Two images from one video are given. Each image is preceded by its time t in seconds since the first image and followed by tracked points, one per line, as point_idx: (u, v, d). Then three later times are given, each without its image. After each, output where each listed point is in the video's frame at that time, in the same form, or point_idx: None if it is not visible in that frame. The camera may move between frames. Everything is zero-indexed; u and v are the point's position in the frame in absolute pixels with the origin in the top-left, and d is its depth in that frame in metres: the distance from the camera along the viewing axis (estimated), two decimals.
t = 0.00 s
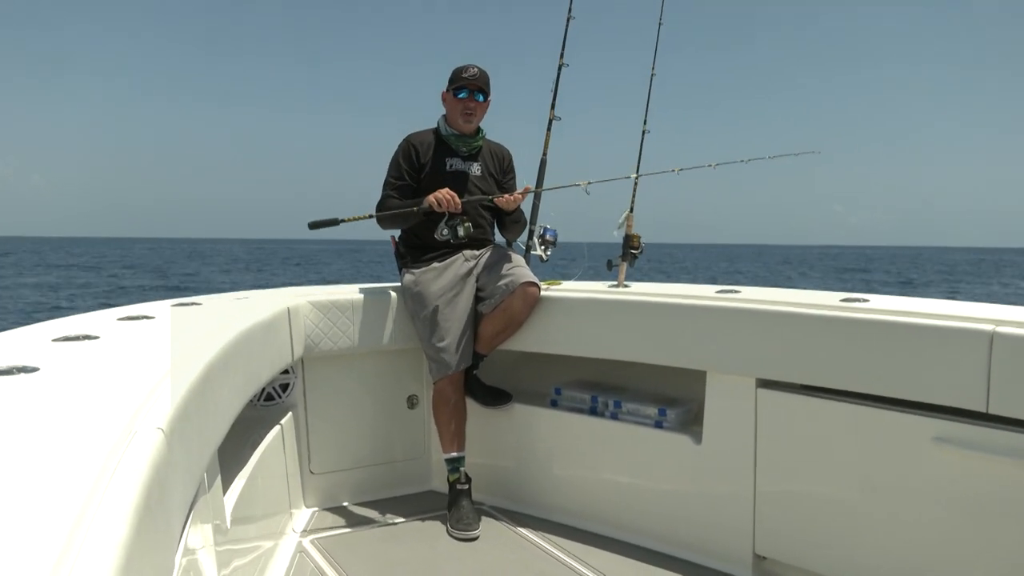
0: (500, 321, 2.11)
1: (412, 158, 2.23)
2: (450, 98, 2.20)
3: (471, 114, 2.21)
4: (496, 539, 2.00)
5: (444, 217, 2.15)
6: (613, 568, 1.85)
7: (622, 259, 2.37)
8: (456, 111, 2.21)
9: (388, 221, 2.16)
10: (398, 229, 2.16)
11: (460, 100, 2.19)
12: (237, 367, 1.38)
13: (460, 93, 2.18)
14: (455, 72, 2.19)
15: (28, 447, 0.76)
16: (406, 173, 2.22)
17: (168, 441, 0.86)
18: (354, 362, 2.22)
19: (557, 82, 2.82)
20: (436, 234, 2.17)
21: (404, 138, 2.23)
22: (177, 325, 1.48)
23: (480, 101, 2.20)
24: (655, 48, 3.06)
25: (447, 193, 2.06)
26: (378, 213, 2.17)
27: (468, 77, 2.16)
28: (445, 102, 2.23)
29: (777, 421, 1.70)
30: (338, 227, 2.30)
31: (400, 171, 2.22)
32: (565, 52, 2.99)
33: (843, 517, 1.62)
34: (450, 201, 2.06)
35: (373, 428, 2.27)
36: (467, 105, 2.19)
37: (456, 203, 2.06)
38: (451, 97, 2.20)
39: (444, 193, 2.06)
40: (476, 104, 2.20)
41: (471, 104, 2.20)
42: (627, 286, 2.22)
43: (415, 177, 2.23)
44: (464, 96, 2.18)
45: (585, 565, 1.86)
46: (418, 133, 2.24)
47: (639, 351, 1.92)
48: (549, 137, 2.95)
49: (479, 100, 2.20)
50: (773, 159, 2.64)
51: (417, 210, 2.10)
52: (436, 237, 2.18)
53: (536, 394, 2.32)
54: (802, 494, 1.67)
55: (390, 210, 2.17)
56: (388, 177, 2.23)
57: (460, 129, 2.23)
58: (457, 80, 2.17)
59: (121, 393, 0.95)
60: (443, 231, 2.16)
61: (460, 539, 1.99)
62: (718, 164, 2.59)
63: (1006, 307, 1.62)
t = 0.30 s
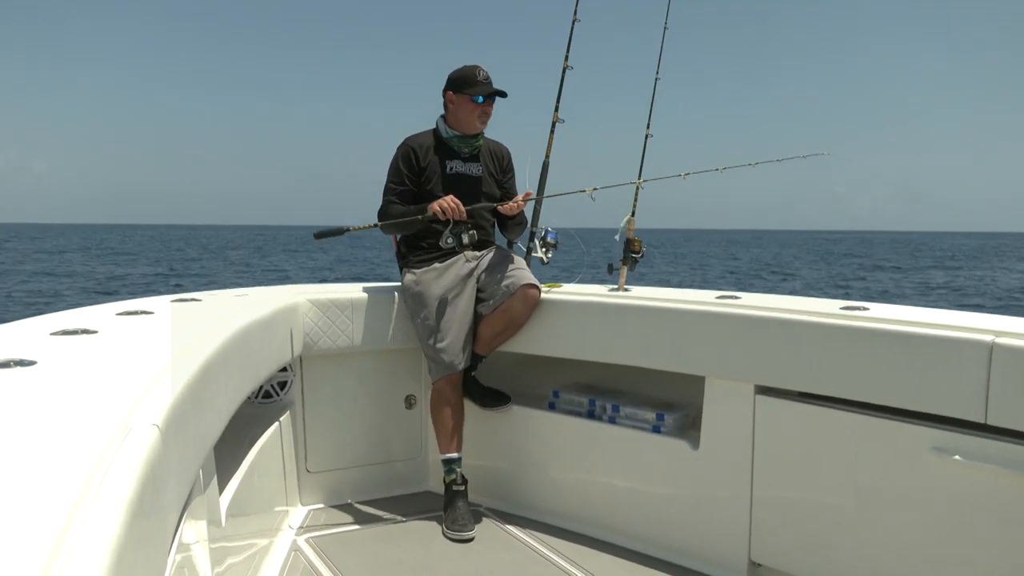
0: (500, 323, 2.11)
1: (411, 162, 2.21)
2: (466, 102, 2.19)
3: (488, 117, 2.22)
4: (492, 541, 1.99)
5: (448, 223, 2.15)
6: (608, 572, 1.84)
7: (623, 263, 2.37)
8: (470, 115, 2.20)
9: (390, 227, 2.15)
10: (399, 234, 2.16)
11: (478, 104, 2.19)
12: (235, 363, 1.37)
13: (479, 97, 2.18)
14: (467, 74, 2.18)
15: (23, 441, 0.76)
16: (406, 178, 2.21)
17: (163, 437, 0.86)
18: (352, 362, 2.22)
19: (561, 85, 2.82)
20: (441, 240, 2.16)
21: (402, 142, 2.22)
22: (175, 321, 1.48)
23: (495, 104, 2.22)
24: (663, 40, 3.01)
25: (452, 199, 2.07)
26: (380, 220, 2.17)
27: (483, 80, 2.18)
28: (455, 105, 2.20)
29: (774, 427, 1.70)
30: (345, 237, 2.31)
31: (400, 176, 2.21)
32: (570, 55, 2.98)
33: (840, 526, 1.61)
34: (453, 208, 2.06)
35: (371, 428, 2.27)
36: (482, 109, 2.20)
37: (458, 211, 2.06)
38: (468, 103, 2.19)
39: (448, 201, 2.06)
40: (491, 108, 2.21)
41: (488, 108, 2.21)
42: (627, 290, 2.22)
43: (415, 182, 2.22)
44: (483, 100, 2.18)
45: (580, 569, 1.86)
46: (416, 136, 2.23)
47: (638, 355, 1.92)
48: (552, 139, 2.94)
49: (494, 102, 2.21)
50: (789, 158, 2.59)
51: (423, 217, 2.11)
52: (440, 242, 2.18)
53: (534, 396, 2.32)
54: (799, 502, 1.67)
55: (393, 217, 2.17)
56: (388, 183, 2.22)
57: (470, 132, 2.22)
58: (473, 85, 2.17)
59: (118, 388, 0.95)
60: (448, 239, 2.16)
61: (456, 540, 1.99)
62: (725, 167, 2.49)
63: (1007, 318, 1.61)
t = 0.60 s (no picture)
0: (499, 321, 2.11)
1: (407, 164, 2.20)
2: (467, 101, 2.18)
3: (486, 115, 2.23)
4: (490, 539, 1.99)
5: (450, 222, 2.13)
6: (605, 570, 1.85)
7: (622, 261, 2.37)
8: (471, 114, 2.20)
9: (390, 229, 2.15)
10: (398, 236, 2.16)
11: (478, 103, 2.19)
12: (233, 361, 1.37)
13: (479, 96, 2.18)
14: (465, 72, 2.17)
15: (18, 438, 0.76)
16: (403, 180, 2.20)
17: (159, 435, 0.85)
18: (351, 359, 2.22)
19: (561, 83, 2.81)
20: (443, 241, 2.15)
21: (397, 143, 2.21)
22: (173, 319, 1.48)
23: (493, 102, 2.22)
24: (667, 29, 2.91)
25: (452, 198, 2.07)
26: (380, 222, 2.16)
27: (482, 79, 2.18)
28: (455, 104, 2.19)
29: (771, 427, 1.70)
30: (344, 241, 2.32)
31: (397, 178, 2.20)
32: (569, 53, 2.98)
33: (837, 525, 1.61)
34: (454, 207, 2.06)
35: (369, 426, 2.27)
36: (482, 107, 2.21)
37: (459, 209, 2.06)
38: (468, 101, 2.18)
39: (448, 200, 2.06)
40: (490, 106, 2.22)
41: (486, 106, 2.21)
42: (626, 289, 2.22)
43: (412, 182, 2.21)
44: (482, 98, 2.18)
45: (578, 567, 1.86)
46: (410, 136, 2.22)
47: (637, 354, 1.92)
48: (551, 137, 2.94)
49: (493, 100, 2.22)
50: (792, 144, 2.51)
51: (423, 219, 2.11)
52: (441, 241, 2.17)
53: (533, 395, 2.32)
54: (796, 501, 1.67)
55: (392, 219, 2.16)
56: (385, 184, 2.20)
57: (470, 130, 2.22)
58: (472, 83, 2.17)
59: (115, 385, 0.95)
60: (450, 238, 2.15)
61: (454, 538, 1.99)
62: (721, 154, 2.48)
63: (1005, 317, 1.61)
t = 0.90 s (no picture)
0: (499, 315, 2.11)
1: (403, 159, 2.20)
2: (463, 96, 2.18)
3: (482, 110, 2.22)
4: (493, 532, 2.00)
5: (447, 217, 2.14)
6: (609, 561, 1.85)
7: (621, 252, 2.36)
8: (467, 108, 2.20)
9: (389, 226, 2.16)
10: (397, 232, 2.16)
11: (474, 97, 2.18)
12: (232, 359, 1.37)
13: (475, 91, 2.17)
14: (461, 66, 2.16)
15: (18, 439, 0.76)
16: (399, 176, 2.20)
17: (160, 435, 0.85)
18: (351, 356, 2.22)
19: (556, 76, 2.81)
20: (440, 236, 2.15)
21: (392, 139, 2.20)
22: (173, 317, 1.48)
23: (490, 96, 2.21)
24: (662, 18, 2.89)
25: (449, 194, 2.07)
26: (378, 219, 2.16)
27: (478, 73, 2.17)
28: (451, 98, 2.18)
29: (772, 415, 1.70)
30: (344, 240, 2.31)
31: (394, 174, 2.20)
32: (564, 45, 2.97)
33: (839, 511, 1.62)
34: (451, 205, 2.07)
35: (371, 422, 2.27)
36: (478, 101, 2.20)
37: (457, 208, 2.07)
38: (464, 95, 2.17)
39: (444, 196, 2.07)
40: (486, 100, 2.21)
41: (483, 100, 2.21)
42: (626, 280, 2.22)
43: (409, 178, 2.21)
44: (478, 93, 2.17)
45: (582, 558, 1.86)
46: (406, 131, 2.22)
47: (637, 345, 1.92)
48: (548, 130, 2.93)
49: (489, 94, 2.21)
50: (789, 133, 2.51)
51: (421, 215, 2.11)
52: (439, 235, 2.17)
53: (534, 387, 2.32)
54: (798, 488, 1.67)
55: (390, 215, 2.16)
56: (382, 181, 2.21)
57: (467, 124, 2.22)
58: (468, 77, 2.16)
59: (115, 385, 0.95)
60: (448, 235, 2.15)
61: (457, 532, 1.99)
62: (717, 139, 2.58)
63: (1005, 302, 1.61)
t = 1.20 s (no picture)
0: (496, 314, 2.11)
1: (397, 160, 2.20)
2: (455, 96, 2.18)
3: (474, 110, 2.22)
4: (497, 530, 2.00)
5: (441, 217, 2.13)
6: (613, 556, 1.86)
7: (617, 248, 2.37)
8: (460, 108, 2.20)
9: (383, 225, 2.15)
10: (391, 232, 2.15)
11: (467, 97, 2.18)
12: (232, 364, 1.37)
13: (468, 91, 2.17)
14: (453, 67, 2.16)
15: (21, 450, 0.76)
16: (393, 176, 2.19)
17: (162, 441, 0.85)
18: (350, 358, 2.22)
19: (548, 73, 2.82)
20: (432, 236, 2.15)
21: (385, 140, 2.20)
22: (171, 324, 1.47)
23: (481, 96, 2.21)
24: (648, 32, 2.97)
25: (441, 194, 2.09)
26: (372, 219, 2.15)
27: (470, 73, 2.17)
28: (444, 98, 2.19)
29: (772, 405, 1.71)
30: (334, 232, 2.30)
31: (388, 174, 2.19)
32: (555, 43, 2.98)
33: (842, 500, 1.62)
34: (445, 204, 2.09)
35: (372, 424, 2.27)
36: (470, 101, 2.20)
37: (451, 208, 2.09)
38: (456, 95, 2.17)
39: (438, 196, 2.09)
40: (479, 100, 2.21)
41: (475, 101, 2.21)
42: (622, 276, 2.22)
43: (403, 178, 2.21)
44: (470, 92, 2.17)
45: (586, 554, 1.87)
46: (399, 132, 2.22)
47: (636, 340, 1.92)
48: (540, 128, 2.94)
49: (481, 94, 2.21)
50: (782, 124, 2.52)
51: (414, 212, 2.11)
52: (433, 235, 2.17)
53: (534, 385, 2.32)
54: (800, 478, 1.68)
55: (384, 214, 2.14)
56: (376, 181, 2.20)
57: (460, 124, 2.22)
58: (460, 77, 2.16)
59: (115, 393, 0.95)
60: (438, 234, 2.15)
61: (461, 532, 1.99)
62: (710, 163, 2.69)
63: (1001, 287, 1.62)
